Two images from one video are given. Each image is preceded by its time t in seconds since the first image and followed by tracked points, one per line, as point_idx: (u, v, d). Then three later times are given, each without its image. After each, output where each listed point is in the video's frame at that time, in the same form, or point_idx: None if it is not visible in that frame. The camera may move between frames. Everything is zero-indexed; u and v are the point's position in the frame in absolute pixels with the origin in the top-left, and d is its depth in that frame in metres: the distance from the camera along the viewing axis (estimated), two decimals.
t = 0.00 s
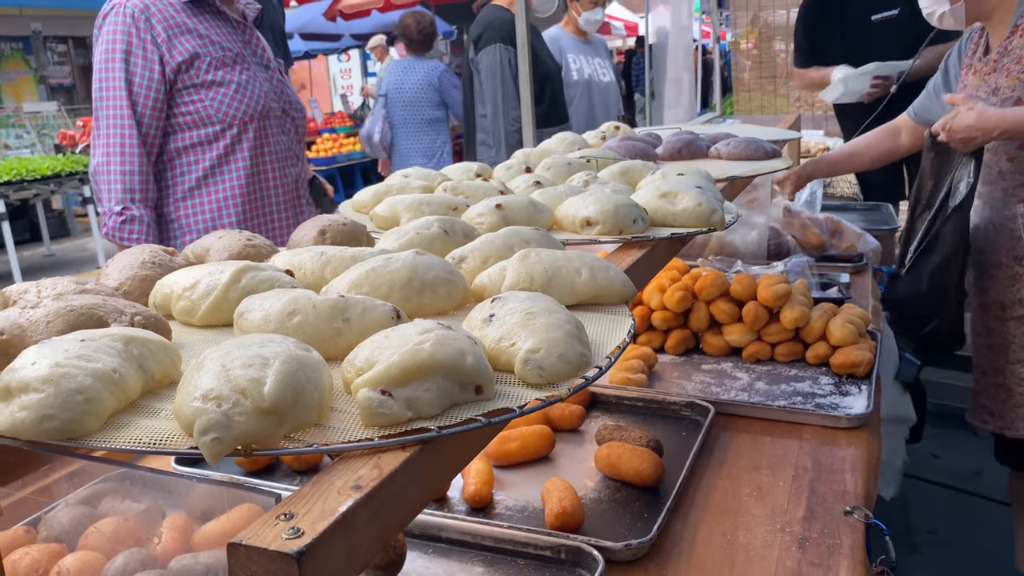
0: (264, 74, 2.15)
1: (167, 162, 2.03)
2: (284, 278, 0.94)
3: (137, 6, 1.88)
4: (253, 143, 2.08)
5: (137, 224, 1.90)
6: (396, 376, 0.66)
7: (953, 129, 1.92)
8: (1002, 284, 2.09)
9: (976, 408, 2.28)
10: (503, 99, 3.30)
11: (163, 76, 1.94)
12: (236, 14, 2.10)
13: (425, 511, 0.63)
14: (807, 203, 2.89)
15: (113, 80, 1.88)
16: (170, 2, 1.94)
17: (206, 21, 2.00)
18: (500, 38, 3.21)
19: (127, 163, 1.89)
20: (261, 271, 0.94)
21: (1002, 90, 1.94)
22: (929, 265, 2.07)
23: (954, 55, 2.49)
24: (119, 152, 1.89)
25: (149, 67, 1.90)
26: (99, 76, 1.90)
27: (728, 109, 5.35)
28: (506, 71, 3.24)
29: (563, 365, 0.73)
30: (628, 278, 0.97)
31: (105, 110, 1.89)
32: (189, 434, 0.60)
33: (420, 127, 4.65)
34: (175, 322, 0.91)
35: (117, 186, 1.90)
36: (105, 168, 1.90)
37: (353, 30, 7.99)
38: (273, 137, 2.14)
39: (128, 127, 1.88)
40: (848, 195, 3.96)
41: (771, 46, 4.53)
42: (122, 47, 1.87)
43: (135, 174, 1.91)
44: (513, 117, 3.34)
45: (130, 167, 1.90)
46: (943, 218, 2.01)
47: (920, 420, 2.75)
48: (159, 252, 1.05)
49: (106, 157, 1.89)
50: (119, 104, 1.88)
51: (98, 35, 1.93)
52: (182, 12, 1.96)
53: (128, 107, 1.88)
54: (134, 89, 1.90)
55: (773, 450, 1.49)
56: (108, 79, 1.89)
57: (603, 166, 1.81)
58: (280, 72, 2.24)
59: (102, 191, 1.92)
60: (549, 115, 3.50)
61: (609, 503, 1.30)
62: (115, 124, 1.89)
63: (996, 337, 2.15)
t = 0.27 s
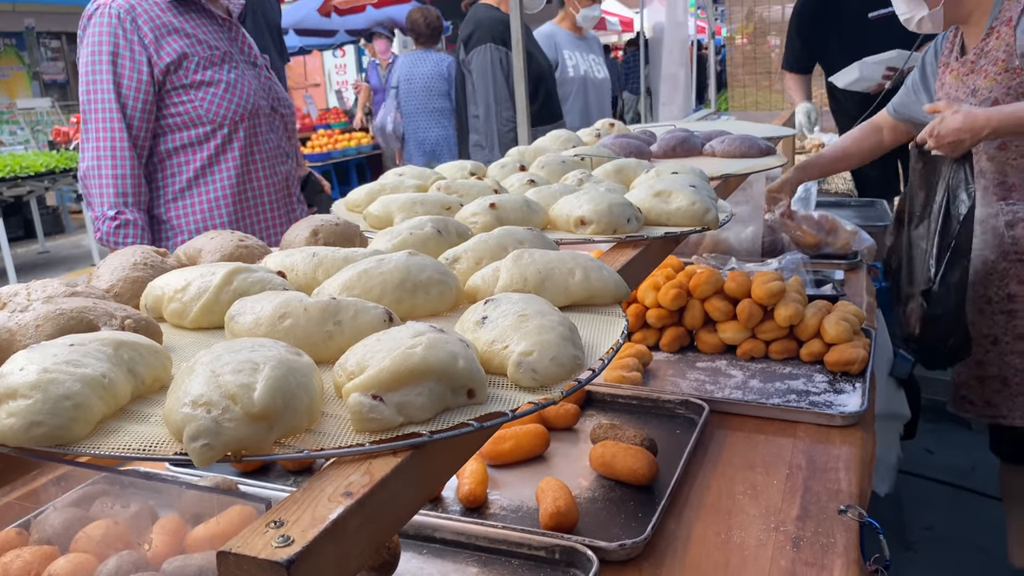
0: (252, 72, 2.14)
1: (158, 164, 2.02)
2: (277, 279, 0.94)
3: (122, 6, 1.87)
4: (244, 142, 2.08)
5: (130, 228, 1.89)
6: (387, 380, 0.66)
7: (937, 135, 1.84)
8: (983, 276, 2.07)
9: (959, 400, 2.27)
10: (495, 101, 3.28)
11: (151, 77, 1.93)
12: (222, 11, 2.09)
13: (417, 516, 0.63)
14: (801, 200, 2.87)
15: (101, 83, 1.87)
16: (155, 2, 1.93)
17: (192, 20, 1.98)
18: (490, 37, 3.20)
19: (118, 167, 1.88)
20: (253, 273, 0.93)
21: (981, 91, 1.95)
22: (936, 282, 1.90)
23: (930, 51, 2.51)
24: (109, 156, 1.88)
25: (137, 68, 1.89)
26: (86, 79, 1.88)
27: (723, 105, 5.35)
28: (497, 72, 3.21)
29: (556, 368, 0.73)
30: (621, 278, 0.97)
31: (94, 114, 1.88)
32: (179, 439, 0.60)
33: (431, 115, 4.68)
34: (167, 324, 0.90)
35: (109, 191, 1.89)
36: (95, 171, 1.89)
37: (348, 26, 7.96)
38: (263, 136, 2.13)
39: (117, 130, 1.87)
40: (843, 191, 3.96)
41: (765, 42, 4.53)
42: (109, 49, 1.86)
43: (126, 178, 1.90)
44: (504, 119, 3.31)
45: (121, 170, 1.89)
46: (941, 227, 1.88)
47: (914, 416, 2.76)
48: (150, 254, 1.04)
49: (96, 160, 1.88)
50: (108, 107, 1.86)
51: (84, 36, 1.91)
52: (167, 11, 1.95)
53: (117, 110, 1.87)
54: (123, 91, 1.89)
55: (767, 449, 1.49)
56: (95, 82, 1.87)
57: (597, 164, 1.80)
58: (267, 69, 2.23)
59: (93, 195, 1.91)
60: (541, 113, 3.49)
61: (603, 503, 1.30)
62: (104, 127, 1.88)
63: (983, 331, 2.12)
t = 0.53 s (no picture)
0: (244, 69, 2.13)
1: (152, 163, 2.02)
2: (272, 275, 0.93)
3: (112, 5, 1.85)
4: (238, 141, 2.07)
5: (125, 230, 1.88)
6: (383, 376, 0.65)
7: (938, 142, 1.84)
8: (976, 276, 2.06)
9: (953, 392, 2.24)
10: (488, 99, 3.28)
11: (144, 77, 1.92)
12: (211, 7, 2.08)
13: (414, 512, 0.62)
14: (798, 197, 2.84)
15: (93, 83, 1.85)
16: None
17: (183, 18, 1.97)
18: (482, 36, 3.20)
19: (111, 168, 1.87)
20: (248, 269, 0.92)
21: (976, 90, 1.94)
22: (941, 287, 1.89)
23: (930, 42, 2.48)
24: (102, 158, 1.87)
25: (129, 68, 1.88)
26: (77, 79, 1.87)
27: (719, 103, 5.35)
28: (488, 71, 3.21)
29: (553, 364, 0.72)
30: (619, 274, 0.97)
31: (86, 115, 1.87)
32: (173, 436, 0.59)
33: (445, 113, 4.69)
34: (162, 321, 0.89)
35: (103, 192, 1.88)
36: (88, 173, 1.87)
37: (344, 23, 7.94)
38: (257, 133, 2.12)
39: (110, 131, 1.85)
40: (840, 189, 3.96)
41: (762, 39, 4.53)
42: (101, 49, 1.84)
43: (120, 180, 1.89)
44: (496, 118, 3.30)
45: (115, 172, 1.88)
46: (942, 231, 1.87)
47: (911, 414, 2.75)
48: (145, 250, 1.04)
49: (89, 162, 1.87)
50: (100, 108, 1.85)
51: (74, 36, 1.89)
52: (158, 10, 1.93)
53: (110, 110, 1.85)
54: (115, 91, 1.87)
55: (765, 447, 1.49)
56: (87, 82, 1.86)
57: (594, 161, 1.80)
58: (259, 65, 2.22)
59: (86, 197, 1.90)
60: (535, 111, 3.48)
61: (601, 500, 1.30)
62: (98, 128, 1.86)
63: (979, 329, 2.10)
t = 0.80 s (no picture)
0: (238, 67, 2.13)
1: (148, 164, 2.01)
2: (266, 272, 0.93)
3: (107, 6, 1.84)
4: (235, 140, 2.07)
5: (123, 232, 1.86)
6: (377, 372, 0.65)
7: (930, 149, 1.87)
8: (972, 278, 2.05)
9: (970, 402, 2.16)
10: (480, 100, 3.27)
11: (139, 78, 1.91)
12: (204, 6, 2.07)
13: (407, 509, 0.62)
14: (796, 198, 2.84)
15: (88, 85, 1.84)
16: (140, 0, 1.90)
17: (177, 18, 1.97)
18: (478, 36, 3.19)
19: (108, 170, 1.86)
20: (243, 266, 0.92)
21: (977, 90, 1.95)
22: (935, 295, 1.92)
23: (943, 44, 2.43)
24: (99, 160, 1.85)
25: (125, 69, 1.87)
26: (72, 81, 1.86)
27: (715, 103, 5.36)
28: (483, 71, 3.20)
29: (547, 360, 0.72)
30: (614, 272, 0.97)
31: (82, 117, 1.86)
32: (165, 431, 0.59)
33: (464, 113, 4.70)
34: (156, 317, 0.89)
35: (100, 195, 1.87)
36: (85, 176, 1.86)
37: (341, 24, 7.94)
38: (253, 132, 2.13)
39: (107, 133, 1.84)
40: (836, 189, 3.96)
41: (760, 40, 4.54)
42: (96, 50, 1.83)
43: (118, 182, 1.88)
44: (489, 119, 3.30)
45: (112, 174, 1.86)
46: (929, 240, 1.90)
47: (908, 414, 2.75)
48: (139, 247, 1.03)
49: (85, 165, 1.85)
50: (96, 110, 1.84)
51: (68, 38, 1.88)
52: (152, 10, 1.93)
53: (106, 112, 1.84)
54: (111, 93, 1.86)
55: (761, 446, 1.49)
56: (82, 84, 1.85)
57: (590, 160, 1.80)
58: (252, 64, 2.22)
59: (83, 199, 1.89)
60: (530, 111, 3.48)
61: (597, 499, 1.30)
62: (94, 130, 1.85)
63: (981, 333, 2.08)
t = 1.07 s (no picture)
0: (239, 68, 2.13)
1: (150, 166, 2.00)
2: (259, 273, 0.92)
3: (109, 6, 1.84)
4: (236, 141, 2.07)
5: (127, 233, 1.85)
6: (368, 372, 0.65)
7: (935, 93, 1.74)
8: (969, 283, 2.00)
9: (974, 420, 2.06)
10: (478, 102, 3.27)
11: (142, 79, 1.90)
12: (203, 6, 2.07)
13: (399, 509, 0.62)
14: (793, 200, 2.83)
15: (91, 86, 1.83)
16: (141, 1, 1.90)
17: (178, 18, 1.97)
18: (477, 38, 3.19)
19: (111, 172, 1.85)
20: (235, 266, 0.92)
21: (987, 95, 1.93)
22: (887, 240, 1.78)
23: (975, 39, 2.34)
24: (102, 162, 1.84)
25: (128, 70, 1.87)
26: (73, 81, 1.85)
27: (713, 106, 5.35)
28: (481, 73, 3.20)
29: (540, 361, 0.72)
30: (609, 273, 0.96)
31: (84, 117, 1.85)
32: (153, 431, 0.58)
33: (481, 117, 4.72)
34: (148, 317, 0.89)
35: (104, 197, 1.86)
36: (87, 178, 1.85)
37: (341, 26, 7.94)
38: (254, 133, 2.13)
39: (110, 133, 1.84)
40: (834, 192, 3.95)
41: (758, 44, 4.54)
42: (99, 51, 1.82)
43: (121, 183, 1.87)
44: (487, 121, 3.30)
45: (115, 175, 1.85)
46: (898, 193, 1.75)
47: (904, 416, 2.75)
48: (132, 247, 1.03)
49: (88, 166, 1.84)
50: (99, 111, 1.83)
51: (69, 39, 1.87)
52: (154, 10, 1.93)
53: (109, 114, 1.84)
54: (114, 94, 1.86)
55: (757, 449, 1.49)
56: (84, 85, 1.84)
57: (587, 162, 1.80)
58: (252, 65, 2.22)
59: (86, 201, 1.88)
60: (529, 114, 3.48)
61: (592, 502, 1.29)
62: (97, 132, 1.84)
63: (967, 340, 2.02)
